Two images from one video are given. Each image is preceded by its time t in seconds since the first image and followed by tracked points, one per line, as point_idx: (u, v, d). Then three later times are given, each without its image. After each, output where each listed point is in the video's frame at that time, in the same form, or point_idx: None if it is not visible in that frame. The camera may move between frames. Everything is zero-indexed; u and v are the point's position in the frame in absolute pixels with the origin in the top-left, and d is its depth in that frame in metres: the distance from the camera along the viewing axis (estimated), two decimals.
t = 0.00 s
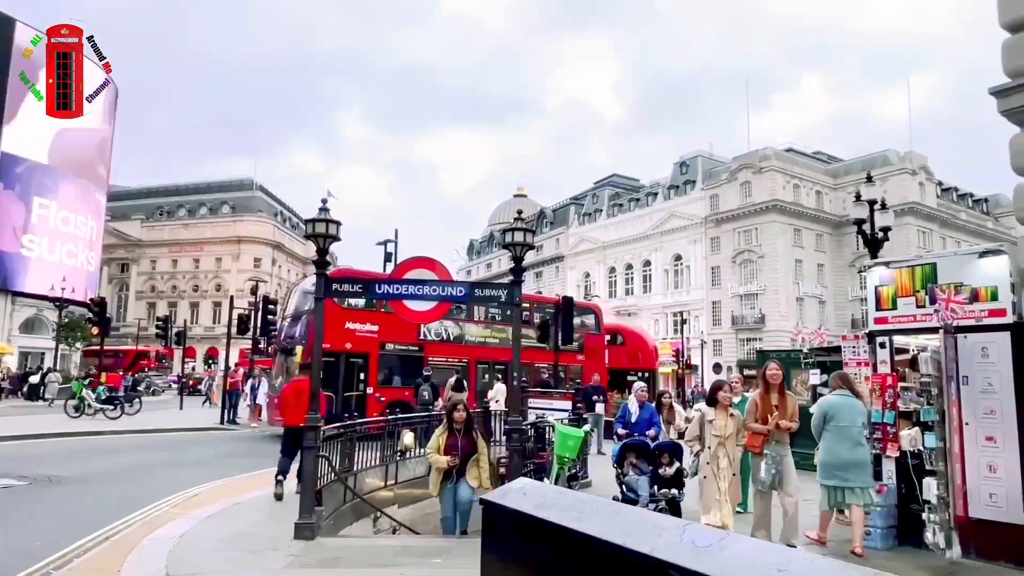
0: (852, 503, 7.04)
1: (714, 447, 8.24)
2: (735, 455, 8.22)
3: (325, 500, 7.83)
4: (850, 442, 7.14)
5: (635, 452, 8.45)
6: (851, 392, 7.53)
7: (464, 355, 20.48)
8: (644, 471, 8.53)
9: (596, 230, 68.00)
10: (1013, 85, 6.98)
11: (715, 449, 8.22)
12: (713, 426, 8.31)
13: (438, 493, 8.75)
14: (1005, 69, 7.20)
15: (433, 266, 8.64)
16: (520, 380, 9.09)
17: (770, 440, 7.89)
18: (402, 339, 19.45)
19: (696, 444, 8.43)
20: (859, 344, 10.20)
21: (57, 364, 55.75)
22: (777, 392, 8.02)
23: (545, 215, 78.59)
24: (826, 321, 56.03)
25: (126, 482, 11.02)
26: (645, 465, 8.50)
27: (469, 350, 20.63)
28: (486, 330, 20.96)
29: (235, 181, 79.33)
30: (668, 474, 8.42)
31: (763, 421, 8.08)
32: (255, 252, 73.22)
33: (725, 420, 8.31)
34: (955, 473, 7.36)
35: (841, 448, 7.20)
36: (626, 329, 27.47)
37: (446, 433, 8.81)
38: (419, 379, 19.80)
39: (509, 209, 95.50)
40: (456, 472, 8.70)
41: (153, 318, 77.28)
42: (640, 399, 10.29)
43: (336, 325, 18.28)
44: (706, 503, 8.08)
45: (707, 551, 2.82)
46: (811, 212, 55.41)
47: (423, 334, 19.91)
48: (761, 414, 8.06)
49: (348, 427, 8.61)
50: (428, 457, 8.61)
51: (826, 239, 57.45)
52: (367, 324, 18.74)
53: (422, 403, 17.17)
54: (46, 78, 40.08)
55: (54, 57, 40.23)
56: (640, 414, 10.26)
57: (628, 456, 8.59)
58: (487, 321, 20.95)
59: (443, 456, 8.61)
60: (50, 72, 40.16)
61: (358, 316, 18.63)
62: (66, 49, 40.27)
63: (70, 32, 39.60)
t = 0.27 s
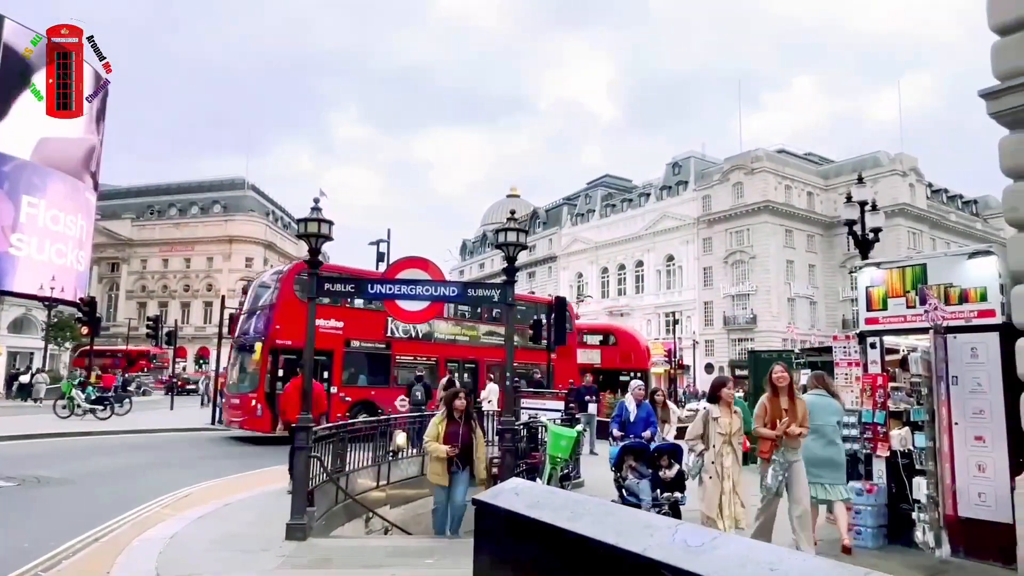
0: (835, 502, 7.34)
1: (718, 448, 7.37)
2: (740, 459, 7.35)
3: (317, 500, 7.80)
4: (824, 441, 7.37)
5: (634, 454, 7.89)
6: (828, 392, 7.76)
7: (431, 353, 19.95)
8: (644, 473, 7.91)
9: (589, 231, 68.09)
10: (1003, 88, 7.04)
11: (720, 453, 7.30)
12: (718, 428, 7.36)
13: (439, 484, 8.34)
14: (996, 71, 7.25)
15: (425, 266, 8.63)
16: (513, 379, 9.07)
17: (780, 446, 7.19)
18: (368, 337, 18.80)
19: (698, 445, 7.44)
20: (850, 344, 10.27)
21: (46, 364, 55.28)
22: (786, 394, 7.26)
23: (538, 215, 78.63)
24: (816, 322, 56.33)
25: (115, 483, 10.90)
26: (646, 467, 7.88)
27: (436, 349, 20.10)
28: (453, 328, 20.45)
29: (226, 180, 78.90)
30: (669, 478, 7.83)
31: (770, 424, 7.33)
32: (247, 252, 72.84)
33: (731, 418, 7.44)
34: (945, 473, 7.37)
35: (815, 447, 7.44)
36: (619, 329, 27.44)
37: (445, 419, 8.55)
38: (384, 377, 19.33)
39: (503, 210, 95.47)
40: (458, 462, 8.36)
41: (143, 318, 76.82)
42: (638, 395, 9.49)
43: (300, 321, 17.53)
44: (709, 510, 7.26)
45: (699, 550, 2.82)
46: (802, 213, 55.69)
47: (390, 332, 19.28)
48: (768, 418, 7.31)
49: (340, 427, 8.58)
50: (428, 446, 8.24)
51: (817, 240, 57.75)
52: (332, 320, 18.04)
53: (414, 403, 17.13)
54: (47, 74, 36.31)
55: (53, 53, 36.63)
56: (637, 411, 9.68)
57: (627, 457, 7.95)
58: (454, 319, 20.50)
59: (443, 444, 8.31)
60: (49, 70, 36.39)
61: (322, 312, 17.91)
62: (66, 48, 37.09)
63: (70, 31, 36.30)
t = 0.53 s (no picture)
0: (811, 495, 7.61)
1: (736, 451, 6.99)
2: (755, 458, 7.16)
3: (309, 501, 7.78)
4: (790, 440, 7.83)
5: (636, 456, 7.82)
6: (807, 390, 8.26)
7: (400, 351, 19.43)
8: (646, 477, 7.80)
9: (582, 231, 68.15)
10: (993, 90, 7.10)
11: (742, 453, 6.98)
12: (735, 429, 7.05)
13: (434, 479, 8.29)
14: (985, 73, 7.31)
15: (417, 266, 8.62)
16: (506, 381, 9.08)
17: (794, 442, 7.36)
18: (334, 334, 18.27)
19: (715, 449, 6.97)
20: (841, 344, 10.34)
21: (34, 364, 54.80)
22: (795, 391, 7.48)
23: (531, 216, 78.64)
24: (808, 322, 56.58)
25: (105, 484, 10.85)
26: (647, 470, 7.78)
27: (407, 346, 19.64)
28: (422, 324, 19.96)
29: (218, 179, 78.48)
30: (670, 480, 7.87)
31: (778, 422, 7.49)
32: (239, 252, 72.46)
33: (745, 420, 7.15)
34: (934, 472, 7.46)
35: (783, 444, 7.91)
36: (611, 329, 27.54)
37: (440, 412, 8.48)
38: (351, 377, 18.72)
39: (496, 210, 95.40)
40: (453, 457, 8.40)
41: (134, 318, 76.32)
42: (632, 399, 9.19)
43: (259, 319, 16.90)
44: (729, 516, 6.87)
45: (691, 551, 2.83)
46: (794, 214, 55.95)
47: (357, 330, 18.74)
48: (778, 415, 7.49)
49: (332, 428, 8.56)
50: (422, 438, 8.15)
51: (809, 241, 58.02)
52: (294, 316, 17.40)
53: (406, 404, 17.08)
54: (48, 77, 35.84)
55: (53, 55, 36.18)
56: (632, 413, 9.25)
57: (626, 461, 7.85)
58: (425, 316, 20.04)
59: (437, 438, 8.25)
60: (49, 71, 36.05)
61: (284, 309, 17.30)
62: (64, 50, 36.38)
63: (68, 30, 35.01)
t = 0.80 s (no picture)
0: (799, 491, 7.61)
1: (756, 453, 6.35)
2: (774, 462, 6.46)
3: (303, 501, 7.77)
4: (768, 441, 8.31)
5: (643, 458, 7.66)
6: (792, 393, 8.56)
7: (368, 349, 18.51)
8: (651, 480, 7.67)
9: (577, 232, 68.25)
10: (987, 92, 7.14)
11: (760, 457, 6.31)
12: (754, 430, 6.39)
13: (428, 482, 8.20)
14: (978, 75, 7.35)
15: (412, 266, 8.62)
16: (501, 381, 9.10)
17: (806, 447, 6.56)
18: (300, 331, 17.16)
19: (734, 451, 6.32)
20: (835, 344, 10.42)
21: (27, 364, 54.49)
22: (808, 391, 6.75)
23: (526, 216, 78.70)
24: (802, 323, 56.74)
25: (99, 484, 10.82)
26: (653, 473, 7.65)
27: (378, 344, 18.75)
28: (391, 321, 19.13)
29: (213, 178, 78.26)
30: (677, 483, 7.81)
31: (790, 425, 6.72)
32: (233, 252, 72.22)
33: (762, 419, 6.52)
34: (927, 472, 7.49)
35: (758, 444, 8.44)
36: (607, 329, 27.58)
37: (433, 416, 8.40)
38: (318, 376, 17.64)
39: (491, 210, 95.39)
40: (445, 460, 8.32)
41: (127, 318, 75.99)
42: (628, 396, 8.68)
43: (219, 313, 15.60)
44: (752, 523, 6.23)
45: (686, 551, 2.83)
46: (788, 215, 56.13)
47: (324, 326, 17.67)
48: (791, 417, 6.73)
49: (327, 428, 8.55)
50: (416, 442, 8.08)
51: (803, 242, 58.20)
52: (257, 311, 16.18)
53: (401, 403, 17.06)
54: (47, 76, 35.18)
55: (53, 55, 35.00)
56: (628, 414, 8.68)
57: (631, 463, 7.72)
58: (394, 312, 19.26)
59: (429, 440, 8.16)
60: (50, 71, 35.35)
61: (246, 303, 16.05)
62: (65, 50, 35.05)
63: (68, 31, 33.58)
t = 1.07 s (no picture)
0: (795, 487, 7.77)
1: (783, 463, 6.16)
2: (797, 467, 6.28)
3: (302, 502, 7.75)
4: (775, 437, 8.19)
5: (653, 462, 7.59)
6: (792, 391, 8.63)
7: (344, 347, 17.54)
8: (663, 484, 7.60)
9: (577, 232, 68.24)
10: (987, 91, 7.14)
11: (787, 465, 6.13)
12: (777, 438, 6.19)
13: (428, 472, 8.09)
14: (978, 75, 7.35)
15: (411, 266, 8.62)
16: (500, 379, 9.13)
17: (824, 447, 6.47)
18: (270, 328, 16.25)
19: (761, 462, 6.11)
20: (834, 345, 10.44)
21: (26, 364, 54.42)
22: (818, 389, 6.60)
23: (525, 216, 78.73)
24: (801, 323, 56.75)
25: (99, 485, 10.81)
26: (666, 476, 7.57)
27: (353, 342, 17.84)
28: (366, 318, 18.34)
29: (212, 178, 78.21)
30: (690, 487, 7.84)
31: (806, 426, 6.55)
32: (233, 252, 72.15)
33: (788, 426, 6.35)
34: (926, 471, 7.49)
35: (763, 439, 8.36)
36: (606, 330, 27.60)
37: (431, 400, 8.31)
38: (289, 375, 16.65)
39: (491, 210, 95.44)
40: (444, 445, 8.21)
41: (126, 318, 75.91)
42: (634, 399, 8.53)
43: (183, 307, 14.58)
44: (778, 533, 6.04)
45: (684, 550, 2.83)
46: (787, 215, 56.17)
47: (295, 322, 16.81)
48: (807, 420, 6.56)
49: (327, 428, 8.55)
50: (414, 426, 7.95)
51: (802, 242, 58.23)
52: (224, 305, 15.23)
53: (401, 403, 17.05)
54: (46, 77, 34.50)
55: (52, 54, 33.77)
56: (633, 415, 8.52)
57: (642, 466, 7.65)
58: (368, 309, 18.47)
59: (428, 427, 8.03)
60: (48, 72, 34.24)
61: (212, 297, 15.09)
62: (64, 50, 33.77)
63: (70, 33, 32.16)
